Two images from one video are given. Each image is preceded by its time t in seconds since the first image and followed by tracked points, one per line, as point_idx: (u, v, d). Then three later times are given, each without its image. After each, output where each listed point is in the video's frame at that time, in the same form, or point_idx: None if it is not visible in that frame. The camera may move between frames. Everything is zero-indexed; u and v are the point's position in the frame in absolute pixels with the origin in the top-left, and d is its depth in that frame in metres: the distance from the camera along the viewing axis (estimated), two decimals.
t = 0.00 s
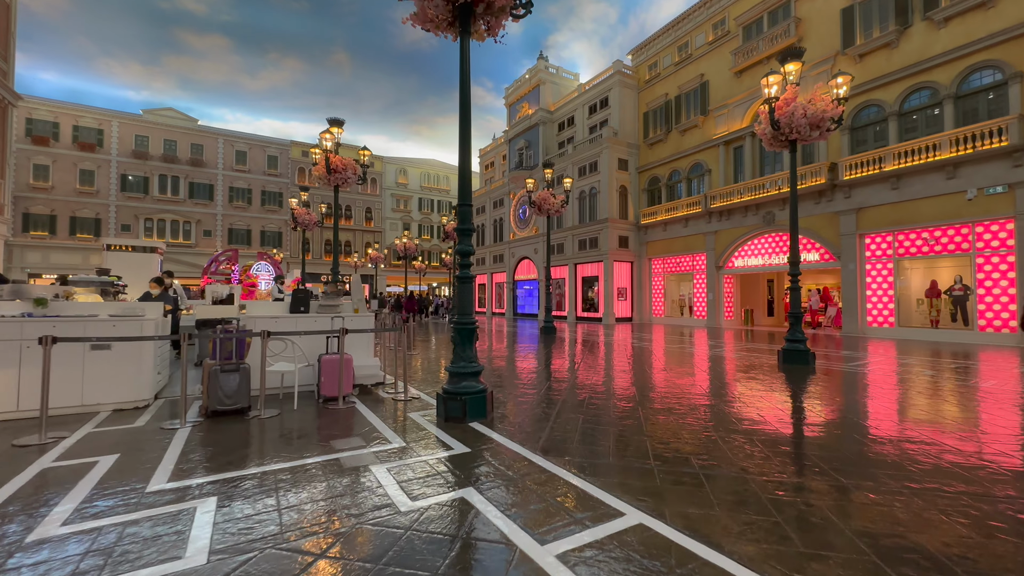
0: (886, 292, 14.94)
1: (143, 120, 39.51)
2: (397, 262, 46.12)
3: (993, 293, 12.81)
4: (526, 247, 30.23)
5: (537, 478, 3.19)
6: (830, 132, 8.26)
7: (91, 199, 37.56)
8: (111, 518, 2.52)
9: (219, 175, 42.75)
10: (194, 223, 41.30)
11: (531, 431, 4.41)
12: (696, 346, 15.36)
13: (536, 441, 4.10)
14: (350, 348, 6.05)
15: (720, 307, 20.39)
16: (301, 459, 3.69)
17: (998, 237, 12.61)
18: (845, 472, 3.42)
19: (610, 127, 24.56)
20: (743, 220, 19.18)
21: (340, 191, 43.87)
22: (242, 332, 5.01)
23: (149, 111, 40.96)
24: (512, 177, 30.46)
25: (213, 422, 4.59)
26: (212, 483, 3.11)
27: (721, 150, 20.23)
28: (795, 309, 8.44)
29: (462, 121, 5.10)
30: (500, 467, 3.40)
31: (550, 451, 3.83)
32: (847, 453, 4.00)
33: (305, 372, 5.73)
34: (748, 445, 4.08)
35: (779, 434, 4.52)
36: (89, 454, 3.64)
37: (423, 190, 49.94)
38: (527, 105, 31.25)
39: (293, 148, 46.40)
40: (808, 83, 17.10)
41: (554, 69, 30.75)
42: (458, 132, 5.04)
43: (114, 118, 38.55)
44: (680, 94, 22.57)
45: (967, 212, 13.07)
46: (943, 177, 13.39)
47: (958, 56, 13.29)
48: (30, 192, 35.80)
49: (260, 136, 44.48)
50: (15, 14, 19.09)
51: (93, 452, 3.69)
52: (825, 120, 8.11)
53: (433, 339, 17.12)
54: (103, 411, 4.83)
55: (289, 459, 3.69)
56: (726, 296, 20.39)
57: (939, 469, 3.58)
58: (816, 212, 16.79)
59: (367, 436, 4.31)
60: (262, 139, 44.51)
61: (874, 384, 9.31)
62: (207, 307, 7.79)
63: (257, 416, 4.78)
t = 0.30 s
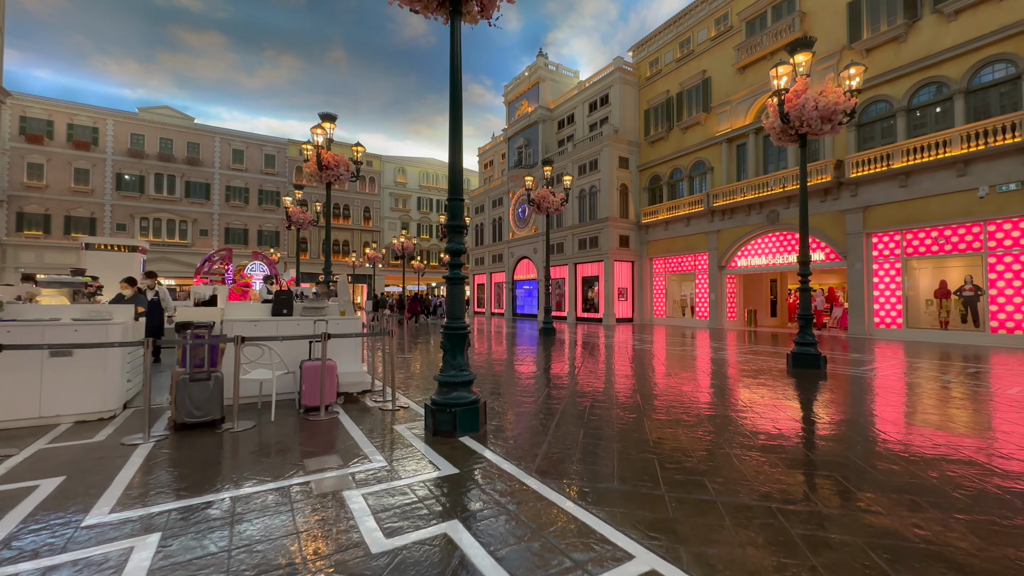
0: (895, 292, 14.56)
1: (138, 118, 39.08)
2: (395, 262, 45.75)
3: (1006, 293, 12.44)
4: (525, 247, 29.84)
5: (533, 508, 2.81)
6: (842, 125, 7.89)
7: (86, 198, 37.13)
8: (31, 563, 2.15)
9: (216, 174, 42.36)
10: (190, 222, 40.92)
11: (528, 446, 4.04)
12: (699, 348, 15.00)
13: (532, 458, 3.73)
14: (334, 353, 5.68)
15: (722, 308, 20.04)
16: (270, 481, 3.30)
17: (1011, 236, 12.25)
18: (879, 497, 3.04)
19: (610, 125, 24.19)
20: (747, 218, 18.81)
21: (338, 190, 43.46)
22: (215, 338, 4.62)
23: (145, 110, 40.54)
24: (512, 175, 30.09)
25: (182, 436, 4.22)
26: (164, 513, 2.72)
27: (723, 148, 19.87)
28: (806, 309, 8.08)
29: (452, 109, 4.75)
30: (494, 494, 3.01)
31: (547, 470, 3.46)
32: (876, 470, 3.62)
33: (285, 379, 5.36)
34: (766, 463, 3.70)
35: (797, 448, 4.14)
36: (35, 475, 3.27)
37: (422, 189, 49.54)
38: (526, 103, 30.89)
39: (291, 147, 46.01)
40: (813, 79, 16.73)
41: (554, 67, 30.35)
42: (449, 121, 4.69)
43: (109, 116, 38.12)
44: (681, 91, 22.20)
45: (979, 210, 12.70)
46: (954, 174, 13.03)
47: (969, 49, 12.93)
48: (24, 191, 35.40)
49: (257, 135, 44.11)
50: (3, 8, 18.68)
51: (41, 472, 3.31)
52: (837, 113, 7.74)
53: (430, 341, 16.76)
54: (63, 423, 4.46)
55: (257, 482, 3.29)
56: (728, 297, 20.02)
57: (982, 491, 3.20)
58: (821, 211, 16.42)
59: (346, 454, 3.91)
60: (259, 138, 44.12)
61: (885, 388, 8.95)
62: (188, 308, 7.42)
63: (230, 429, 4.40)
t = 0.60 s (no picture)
0: (901, 290, 14.24)
1: (132, 114, 38.63)
2: (393, 259, 45.39)
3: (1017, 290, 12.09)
4: (524, 245, 29.48)
5: (524, 533, 2.45)
6: (854, 113, 7.52)
7: (79, 195, 36.71)
8: None
9: (211, 170, 41.94)
10: (186, 220, 40.51)
11: (521, 455, 3.69)
12: (701, 346, 14.68)
13: (525, 471, 3.35)
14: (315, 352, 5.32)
15: (724, 306, 19.72)
16: (228, 499, 2.92)
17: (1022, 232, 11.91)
18: (918, 518, 2.67)
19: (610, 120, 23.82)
20: (749, 215, 18.45)
21: (336, 187, 43.08)
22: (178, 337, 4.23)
23: (139, 106, 40.10)
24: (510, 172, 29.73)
25: (142, 444, 3.84)
26: (93, 541, 2.38)
27: (726, 143, 19.50)
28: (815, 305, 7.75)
29: (440, 88, 4.38)
30: (479, 516, 2.62)
31: (541, 485, 3.09)
32: (907, 484, 3.25)
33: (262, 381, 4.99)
34: (785, 475, 3.34)
35: (817, 457, 3.78)
36: None
37: (421, 186, 49.13)
38: (525, 99, 30.51)
39: (287, 143, 45.57)
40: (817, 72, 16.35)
41: (553, 61, 29.90)
42: (436, 100, 4.32)
43: (103, 112, 37.66)
44: (683, 85, 21.81)
45: (989, 206, 12.36)
46: (963, 168, 12.68)
47: (980, 40, 12.56)
48: (17, 188, 34.99)
49: (253, 131, 43.67)
50: None
51: None
52: (848, 101, 7.38)
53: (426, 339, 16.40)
54: (12, 429, 4.09)
55: (212, 499, 2.91)
56: (730, 295, 19.72)
57: None
58: (825, 207, 16.08)
59: (318, 466, 3.51)
60: (255, 134, 43.69)
61: (896, 388, 8.61)
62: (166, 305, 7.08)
63: (195, 437, 4.03)
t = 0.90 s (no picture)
0: (908, 289, 13.90)
1: (127, 111, 38.21)
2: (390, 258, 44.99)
3: None
4: (523, 243, 29.13)
5: None
6: (866, 104, 7.15)
7: (74, 193, 36.30)
8: None
9: (207, 168, 41.54)
10: (182, 218, 40.11)
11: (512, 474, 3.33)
12: (702, 346, 14.34)
13: (516, 497, 2.96)
14: (293, 357, 4.97)
15: (726, 305, 19.34)
16: (171, 532, 2.55)
17: None
18: (963, 553, 2.33)
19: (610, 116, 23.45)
20: (752, 212, 18.09)
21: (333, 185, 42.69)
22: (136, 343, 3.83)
23: (134, 103, 39.69)
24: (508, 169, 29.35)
25: (94, 463, 3.46)
26: None
27: (727, 139, 19.13)
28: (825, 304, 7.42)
29: (422, 69, 4.00)
30: (455, 558, 2.25)
31: (533, 512, 2.74)
32: (944, 508, 2.89)
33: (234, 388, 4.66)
34: (805, 497, 3.00)
35: (837, 474, 3.44)
36: None
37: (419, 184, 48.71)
38: (523, 95, 30.12)
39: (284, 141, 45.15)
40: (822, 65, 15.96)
41: (552, 57, 29.48)
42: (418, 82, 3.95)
43: (97, 109, 37.25)
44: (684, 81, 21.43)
45: (1000, 202, 12.01)
46: (973, 164, 12.33)
47: (990, 31, 12.20)
48: (10, 186, 34.59)
49: (249, 129, 43.26)
50: None
51: None
52: (860, 91, 7.01)
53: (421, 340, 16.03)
54: None
55: (150, 534, 2.53)
56: (732, 294, 19.41)
57: None
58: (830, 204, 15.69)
59: (281, 490, 3.13)
60: (251, 132, 43.28)
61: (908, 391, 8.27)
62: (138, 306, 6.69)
63: (154, 454, 3.65)
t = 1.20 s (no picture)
0: (915, 288, 13.54)
1: (122, 109, 37.81)
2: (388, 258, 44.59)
3: None
4: (521, 242, 28.78)
5: None
6: (881, 92, 6.78)
7: (68, 191, 35.90)
8: None
9: (203, 167, 41.15)
10: (177, 217, 39.72)
11: (501, 495, 2.95)
12: (704, 347, 13.99)
13: (502, 525, 2.57)
14: (267, 362, 4.62)
15: (728, 305, 18.97)
16: (98, 572, 2.17)
17: None
18: None
19: (610, 113, 23.07)
20: (755, 210, 17.73)
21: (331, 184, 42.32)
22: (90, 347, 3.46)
23: (129, 100, 39.30)
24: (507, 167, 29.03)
25: (33, 481, 3.08)
26: None
27: (730, 135, 18.76)
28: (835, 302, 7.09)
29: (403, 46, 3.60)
30: None
31: (523, 544, 2.37)
32: (988, 530, 2.53)
33: (200, 396, 4.29)
34: (829, 515, 2.66)
35: (863, 488, 3.09)
36: None
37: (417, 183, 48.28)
38: (522, 92, 29.76)
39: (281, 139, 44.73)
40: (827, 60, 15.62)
41: (552, 54, 29.07)
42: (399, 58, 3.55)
43: (91, 106, 36.84)
44: (685, 77, 21.08)
45: (1013, 199, 11.64)
46: (984, 159, 11.98)
47: (1003, 22, 11.85)
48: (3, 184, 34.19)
49: (246, 126, 42.85)
50: None
51: None
52: (874, 79, 6.65)
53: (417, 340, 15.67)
54: None
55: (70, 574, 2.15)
56: (734, 294, 19.08)
57: None
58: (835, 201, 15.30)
59: (236, 514, 2.75)
60: (248, 130, 42.86)
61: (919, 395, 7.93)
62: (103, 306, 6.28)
63: (104, 470, 3.28)
